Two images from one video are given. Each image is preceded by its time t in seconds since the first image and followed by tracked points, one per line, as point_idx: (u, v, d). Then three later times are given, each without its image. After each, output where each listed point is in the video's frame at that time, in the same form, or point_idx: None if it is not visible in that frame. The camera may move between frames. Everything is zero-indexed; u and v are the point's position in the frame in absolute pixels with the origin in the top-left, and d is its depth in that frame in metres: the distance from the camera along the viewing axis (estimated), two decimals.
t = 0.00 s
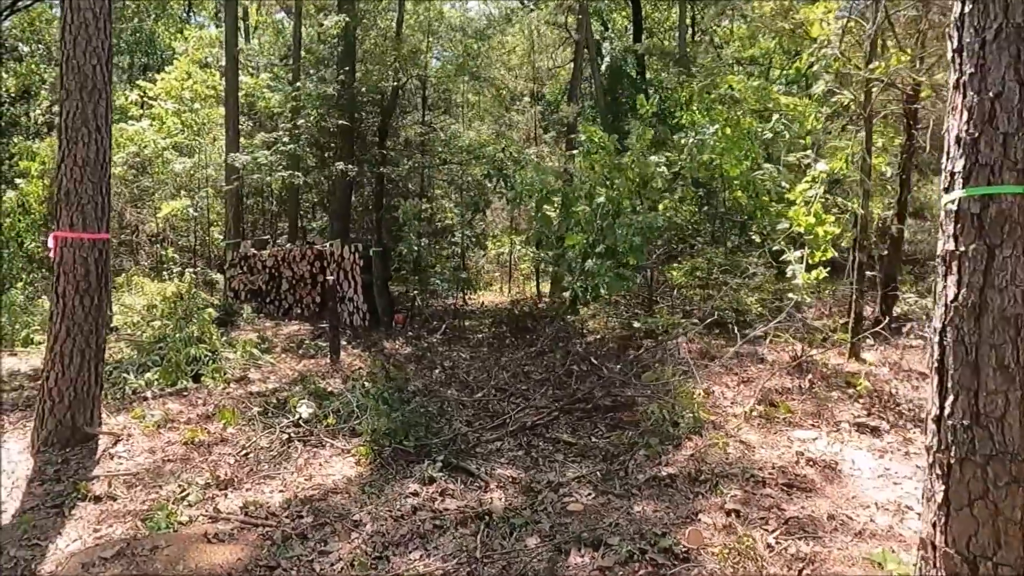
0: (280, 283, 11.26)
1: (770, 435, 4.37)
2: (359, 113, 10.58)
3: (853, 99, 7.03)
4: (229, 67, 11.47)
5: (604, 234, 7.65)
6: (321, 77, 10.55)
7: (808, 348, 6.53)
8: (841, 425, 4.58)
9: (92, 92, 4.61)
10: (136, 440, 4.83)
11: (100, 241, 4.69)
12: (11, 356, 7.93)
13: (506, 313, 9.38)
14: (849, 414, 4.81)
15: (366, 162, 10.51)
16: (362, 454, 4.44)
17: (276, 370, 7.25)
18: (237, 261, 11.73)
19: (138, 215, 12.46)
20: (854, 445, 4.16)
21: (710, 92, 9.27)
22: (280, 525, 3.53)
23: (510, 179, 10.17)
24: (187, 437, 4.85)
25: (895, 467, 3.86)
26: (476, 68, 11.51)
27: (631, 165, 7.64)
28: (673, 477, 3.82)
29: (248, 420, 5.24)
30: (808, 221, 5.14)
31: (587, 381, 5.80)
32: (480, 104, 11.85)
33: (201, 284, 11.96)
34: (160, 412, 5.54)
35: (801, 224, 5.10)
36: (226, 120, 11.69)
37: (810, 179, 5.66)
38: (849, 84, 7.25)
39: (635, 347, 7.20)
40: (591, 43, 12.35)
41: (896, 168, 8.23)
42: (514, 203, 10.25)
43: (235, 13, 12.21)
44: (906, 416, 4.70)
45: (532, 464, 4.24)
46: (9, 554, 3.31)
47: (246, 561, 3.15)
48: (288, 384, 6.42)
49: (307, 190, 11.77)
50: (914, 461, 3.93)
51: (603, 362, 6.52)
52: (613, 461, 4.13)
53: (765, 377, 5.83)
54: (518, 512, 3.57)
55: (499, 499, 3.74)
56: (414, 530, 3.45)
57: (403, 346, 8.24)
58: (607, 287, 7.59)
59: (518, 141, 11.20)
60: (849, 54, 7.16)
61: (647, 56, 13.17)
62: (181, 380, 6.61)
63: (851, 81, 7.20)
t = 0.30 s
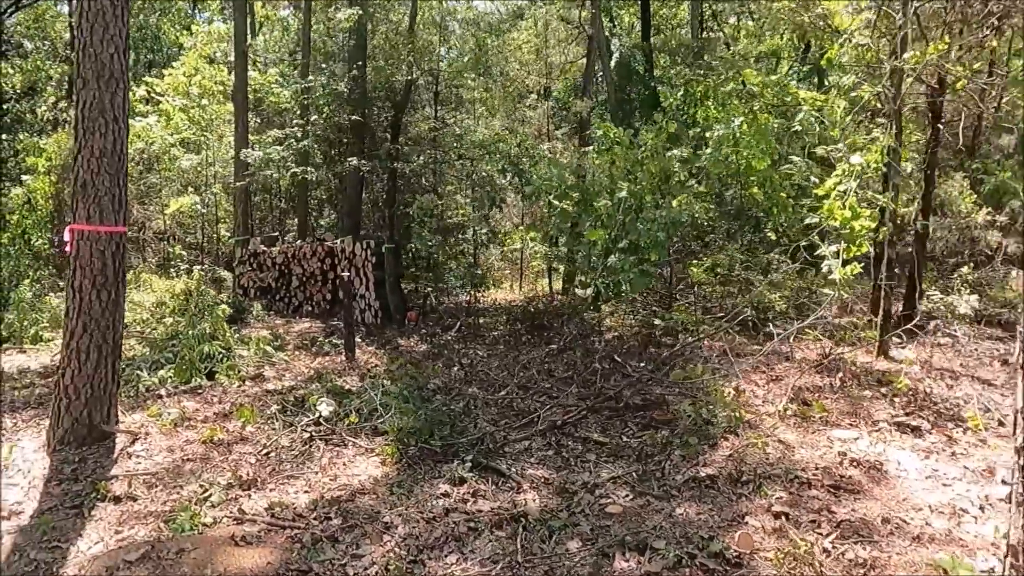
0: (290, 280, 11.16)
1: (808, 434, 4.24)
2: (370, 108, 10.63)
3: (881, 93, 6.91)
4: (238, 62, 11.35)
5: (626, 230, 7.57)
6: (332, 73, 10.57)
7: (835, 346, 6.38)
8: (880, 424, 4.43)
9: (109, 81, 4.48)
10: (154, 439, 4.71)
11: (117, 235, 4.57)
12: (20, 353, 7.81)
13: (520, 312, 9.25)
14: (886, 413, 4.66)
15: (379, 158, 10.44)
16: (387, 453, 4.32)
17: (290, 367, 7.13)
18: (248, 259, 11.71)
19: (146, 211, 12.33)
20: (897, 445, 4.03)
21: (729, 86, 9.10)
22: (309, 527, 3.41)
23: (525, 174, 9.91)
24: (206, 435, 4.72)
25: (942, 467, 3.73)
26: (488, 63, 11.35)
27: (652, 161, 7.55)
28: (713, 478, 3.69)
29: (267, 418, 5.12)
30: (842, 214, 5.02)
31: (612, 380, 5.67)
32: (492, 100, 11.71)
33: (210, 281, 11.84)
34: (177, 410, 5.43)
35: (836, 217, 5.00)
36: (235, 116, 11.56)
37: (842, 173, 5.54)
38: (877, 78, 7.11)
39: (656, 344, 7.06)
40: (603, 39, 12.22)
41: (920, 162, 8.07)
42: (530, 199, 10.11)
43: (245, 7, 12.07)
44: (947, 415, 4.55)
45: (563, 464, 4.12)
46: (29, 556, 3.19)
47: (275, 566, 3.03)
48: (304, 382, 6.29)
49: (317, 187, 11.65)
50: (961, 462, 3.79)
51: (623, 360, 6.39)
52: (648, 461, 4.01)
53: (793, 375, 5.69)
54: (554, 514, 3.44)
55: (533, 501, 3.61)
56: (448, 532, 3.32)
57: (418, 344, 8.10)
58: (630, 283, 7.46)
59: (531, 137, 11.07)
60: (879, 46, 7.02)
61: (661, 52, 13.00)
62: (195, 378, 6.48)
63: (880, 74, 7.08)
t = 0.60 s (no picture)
0: (295, 279, 11.02)
1: (841, 441, 4.10)
2: (377, 106, 10.28)
3: (903, 89, 6.77)
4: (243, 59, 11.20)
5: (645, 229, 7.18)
6: (337, 70, 10.35)
7: (857, 348, 6.25)
8: (914, 430, 4.30)
9: (118, 75, 4.34)
10: (164, 446, 4.58)
11: (126, 235, 4.43)
12: (23, 354, 7.66)
13: (531, 311, 9.14)
14: (918, 418, 4.53)
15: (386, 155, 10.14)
16: (406, 460, 4.18)
17: (300, 369, 6.98)
18: (252, 257, 11.57)
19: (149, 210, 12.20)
20: (934, 453, 3.90)
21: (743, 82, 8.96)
22: (330, 540, 3.28)
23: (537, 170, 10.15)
24: (218, 441, 4.58)
25: (986, 476, 3.59)
26: (496, 59, 11.20)
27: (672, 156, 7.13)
28: (748, 488, 3.55)
29: (279, 423, 4.98)
30: (873, 213, 4.87)
31: (631, 383, 5.54)
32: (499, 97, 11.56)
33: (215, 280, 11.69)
34: (186, 414, 5.29)
35: (867, 217, 4.84)
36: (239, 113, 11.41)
37: (869, 170, 5.39)
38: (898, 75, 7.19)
39: (672, 346, 6.94)
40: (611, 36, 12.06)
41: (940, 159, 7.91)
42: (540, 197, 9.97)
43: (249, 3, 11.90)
44: (982, 422, 4.41)
45: (590, 472, 3.99)
46: (38, 572, 3.06)
47: None
48: (315, 385, 6.16)
49: (323, 185, 11.51)
50: (1004, 470, 3.66)
51: (641, 362, 6.28)
52: (677, 469, 3.87)
53: (817, 378, 5.56)
54: (586, 526, 3.31)
55: (561, 511, 3.49)
56: (476, 545, 3.19)
57: (429, 345, 7.97)
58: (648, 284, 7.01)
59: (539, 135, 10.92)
60: (903, 39, 6.82)
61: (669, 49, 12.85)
62: (203, 380, 6.35)
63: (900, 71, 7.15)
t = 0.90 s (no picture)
0: (302, 276, 10.90)
1: (876, 442, 3.99)
2: (384, 101, 10.22)
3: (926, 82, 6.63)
4: (248, 53, 11.06)
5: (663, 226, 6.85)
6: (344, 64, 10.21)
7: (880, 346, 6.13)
8: (950, 430, 4.19)
9: (130, 66, 4.22)
10: (178, 447, 4.46)
11: (138, 230, 4.30)
12: (28, 352, 7.53)
13: (543, 308, 9.02)
14: (952, 418, 4.41)
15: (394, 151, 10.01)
16: (428, 462, 4.06)
17: (311, 368, 6.86)
18: (258, 254, 11.45)
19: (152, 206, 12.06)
20: (974, 454, 3.78)
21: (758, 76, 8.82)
22: (356, 546, 3.17)
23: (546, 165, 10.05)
24: (233, 442, 4.46)
25: None
26: (505, 54, 11.06)
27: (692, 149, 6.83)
28: (785, 491, 3.44)
29: (294, 423, 4.86)
30: (904, 209, 4.71)
31: (652, 382, 5.42)
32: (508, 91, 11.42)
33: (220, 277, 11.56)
34: (199, 414, 5.18)
35: (898, 212, 4.68)
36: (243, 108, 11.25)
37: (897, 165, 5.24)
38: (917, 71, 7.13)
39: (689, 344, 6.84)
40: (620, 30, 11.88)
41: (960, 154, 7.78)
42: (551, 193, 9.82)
43: None
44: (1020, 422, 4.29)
45: (618, 474, 3.87)
46: None
47: None
48: (328, 383, 6.04)
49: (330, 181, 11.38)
50: None
51: (659, 359, 6.18)
52: (708, 471, 3.75)
53: (842, 377, 5.45)
54: (620, 531, 3.20)
55: (593, 516, 3.38)
56: (507, 552, 3.08)
57: (440, 343, 7.85)
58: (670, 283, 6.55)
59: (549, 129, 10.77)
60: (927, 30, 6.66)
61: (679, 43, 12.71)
62: (213, 379, 6.23)
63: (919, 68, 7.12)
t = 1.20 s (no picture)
0: (308, 274, 10.77)
1: (916, 442, 3.86)
2: (396, 97, 10.10)
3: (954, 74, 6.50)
4: (253, 49, 10.91)
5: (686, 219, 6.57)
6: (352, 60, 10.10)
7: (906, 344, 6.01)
8: (992, 430, 4.05)
9: (144, 56, 4.09)
10: (193, 449, 4.34)
11: (153, 225, 4.18)
12: (33, 352, 7.38)
13: (556, 306, 8.89)
14: (992, 417, 4.28)
15: (404, 147, 9.94)
16: (454, 464, 3.94)
17: (323, 367, 6.73)
18: (264, 253, 11.32)
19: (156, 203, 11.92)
20: (1020, 455, 3.65)
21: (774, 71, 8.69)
22: (385, 552, 3.05)
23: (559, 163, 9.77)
24: (250, 443, 4.34)
25: None
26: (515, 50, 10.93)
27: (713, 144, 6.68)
28: (829, 495, 3.31)
29: (311, 423, 4.74)
30: (940, 202, 4.63)
31: (676, 380, 5.29)
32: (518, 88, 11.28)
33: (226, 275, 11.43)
34: (213, 414, 5.05)
35: (935, 206, 4.57)
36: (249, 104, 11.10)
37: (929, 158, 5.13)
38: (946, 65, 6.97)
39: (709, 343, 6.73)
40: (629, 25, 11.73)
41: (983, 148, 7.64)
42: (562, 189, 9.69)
43: None
44: None
45: (649, 476, 3.75)
46: None
47: None
48: (343, 383, 5.91)
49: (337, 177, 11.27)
50: None
51: (680, 358, 6.05)
52: (745, 472, 3.62)
53: (871, 375, 5.32)
54: (661, 537, 3.07)
55: (629, 519, 3.25)
56: (544, 558, 2.96)
57: (453, 341, 7.72)
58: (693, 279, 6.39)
59: (559, 125, 10.62)
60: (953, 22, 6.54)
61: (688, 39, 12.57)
62: (224, 378, 6.10)
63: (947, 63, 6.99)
